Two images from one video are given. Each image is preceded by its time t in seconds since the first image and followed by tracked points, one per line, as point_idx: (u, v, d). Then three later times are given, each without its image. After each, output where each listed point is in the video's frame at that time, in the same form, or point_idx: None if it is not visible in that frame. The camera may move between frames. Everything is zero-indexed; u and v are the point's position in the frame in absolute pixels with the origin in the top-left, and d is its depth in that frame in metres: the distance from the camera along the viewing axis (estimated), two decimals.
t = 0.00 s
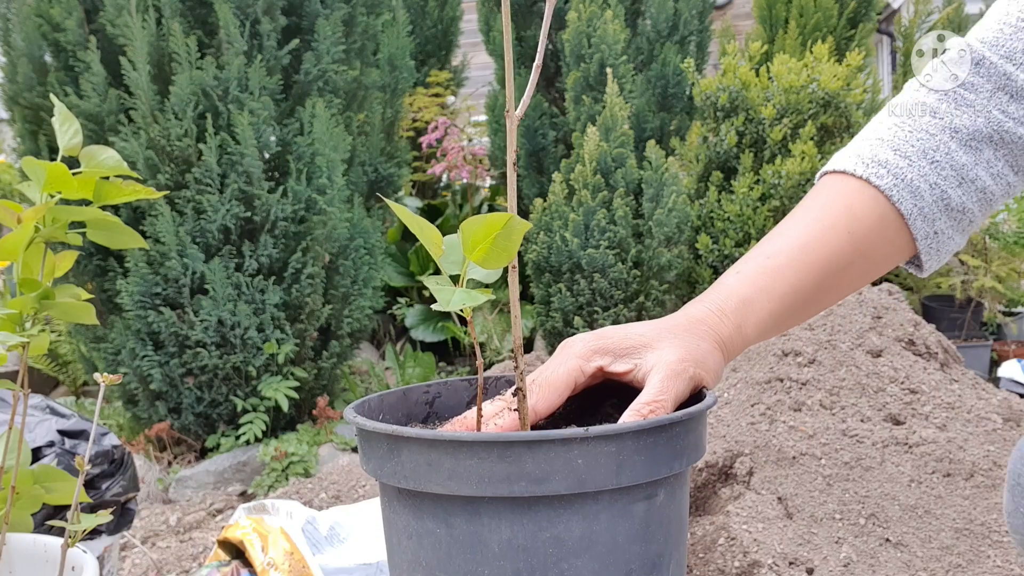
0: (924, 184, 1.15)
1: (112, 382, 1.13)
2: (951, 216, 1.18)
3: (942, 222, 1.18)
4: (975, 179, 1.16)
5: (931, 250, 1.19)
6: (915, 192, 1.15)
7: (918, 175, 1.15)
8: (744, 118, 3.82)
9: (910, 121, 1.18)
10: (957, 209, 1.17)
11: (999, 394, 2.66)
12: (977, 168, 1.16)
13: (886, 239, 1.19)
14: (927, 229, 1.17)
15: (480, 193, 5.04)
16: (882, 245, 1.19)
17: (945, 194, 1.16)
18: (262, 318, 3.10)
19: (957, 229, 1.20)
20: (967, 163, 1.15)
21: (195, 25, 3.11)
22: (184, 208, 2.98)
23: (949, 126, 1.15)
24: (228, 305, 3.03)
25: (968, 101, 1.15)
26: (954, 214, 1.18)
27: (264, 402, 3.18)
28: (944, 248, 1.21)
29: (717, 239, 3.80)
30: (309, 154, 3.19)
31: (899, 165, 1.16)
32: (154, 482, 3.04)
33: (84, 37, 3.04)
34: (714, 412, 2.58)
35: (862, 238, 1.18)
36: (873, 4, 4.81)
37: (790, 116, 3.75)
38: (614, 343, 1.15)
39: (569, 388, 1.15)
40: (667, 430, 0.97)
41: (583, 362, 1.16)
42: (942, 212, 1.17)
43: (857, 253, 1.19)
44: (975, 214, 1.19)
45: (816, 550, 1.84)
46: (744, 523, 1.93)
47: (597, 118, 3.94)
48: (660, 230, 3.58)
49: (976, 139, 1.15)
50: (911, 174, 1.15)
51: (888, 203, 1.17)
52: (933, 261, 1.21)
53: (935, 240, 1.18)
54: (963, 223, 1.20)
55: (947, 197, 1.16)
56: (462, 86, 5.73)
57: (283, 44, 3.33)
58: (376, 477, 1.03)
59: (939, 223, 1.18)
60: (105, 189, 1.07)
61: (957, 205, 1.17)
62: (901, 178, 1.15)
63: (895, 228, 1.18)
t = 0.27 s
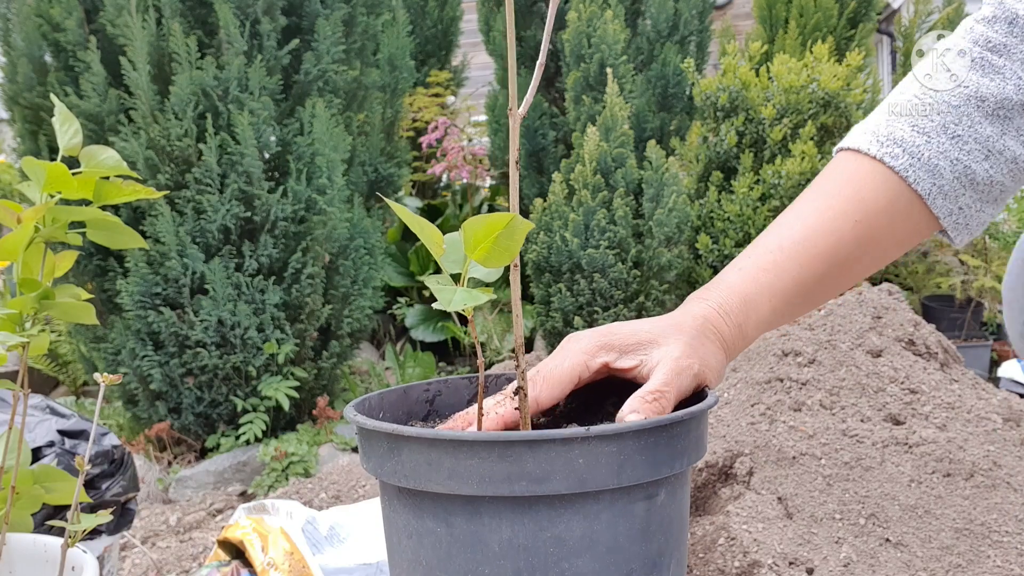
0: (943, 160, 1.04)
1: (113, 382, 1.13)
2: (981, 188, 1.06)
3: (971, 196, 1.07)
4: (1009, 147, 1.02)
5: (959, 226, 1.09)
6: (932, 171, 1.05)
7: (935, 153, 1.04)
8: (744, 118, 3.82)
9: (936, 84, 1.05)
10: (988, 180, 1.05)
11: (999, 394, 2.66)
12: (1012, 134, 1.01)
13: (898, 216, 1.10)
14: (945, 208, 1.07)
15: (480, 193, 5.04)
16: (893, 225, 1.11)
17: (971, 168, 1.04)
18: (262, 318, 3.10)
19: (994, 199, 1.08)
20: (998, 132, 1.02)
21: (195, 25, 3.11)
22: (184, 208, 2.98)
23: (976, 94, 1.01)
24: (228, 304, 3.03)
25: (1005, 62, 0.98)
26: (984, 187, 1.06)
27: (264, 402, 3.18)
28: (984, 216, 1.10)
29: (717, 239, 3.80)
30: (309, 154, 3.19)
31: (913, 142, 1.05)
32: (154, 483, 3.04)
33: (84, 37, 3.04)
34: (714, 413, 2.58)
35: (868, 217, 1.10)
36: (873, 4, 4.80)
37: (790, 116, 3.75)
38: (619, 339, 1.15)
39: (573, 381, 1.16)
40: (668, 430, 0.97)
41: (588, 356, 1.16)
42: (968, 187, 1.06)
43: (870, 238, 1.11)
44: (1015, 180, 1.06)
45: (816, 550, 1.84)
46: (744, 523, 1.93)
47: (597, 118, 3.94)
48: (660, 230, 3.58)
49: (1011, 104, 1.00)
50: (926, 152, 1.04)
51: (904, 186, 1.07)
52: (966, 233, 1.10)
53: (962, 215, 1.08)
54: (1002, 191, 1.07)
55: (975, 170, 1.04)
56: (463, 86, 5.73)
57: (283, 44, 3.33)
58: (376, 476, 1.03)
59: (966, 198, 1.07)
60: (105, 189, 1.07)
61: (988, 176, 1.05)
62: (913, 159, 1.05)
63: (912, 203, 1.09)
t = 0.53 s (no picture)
0: (984, 146, 0.89)
1: (113, 382, 1.13)
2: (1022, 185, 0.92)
3: (1010, 194, 0.92)
4: None
5: (994, 232, 0.94)
6: (968, 160, 0.90)
7: (975, 138, 0.90)
8: (744, 118, 3.82)
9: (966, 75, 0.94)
10: None
11: (999, 394, 2.67)
12: None
13: (907, 210, 0.95)
14: (982, 208, 0.92)
15: (480, 193, 5.04)
16: (900, 217, 0.95)
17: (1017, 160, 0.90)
18: (262, 318, 3.10)
19: None
20: None
21: (195, 25, 3.11)
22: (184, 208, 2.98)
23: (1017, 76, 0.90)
24: (228, 304, 3.03)
25: None
26: None
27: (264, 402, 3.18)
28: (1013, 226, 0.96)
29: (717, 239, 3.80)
30: (309, 154, 3.19)
31: (947, 127, 0.91)
32: (154, 482, 3.04)
33: (84, 37, 3.04)
34: (714, 413, 2.57)
35: (869, 209, 0.95)
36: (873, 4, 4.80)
37: (790, 116, 3.75)
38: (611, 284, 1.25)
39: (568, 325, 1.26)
40: (665, 428, 0.97)
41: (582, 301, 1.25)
42: (1010, 182, 0.91)
43: (870, 232, 0.97)
44: None
45: (816, 550, 1.84)
46: (744, 523, 1.93)
47: (597, 118, 3.94)
48: (660, 230, 3.58)
49: None
50: (961, 137, 0.90)
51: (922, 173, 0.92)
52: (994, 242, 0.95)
53: (998, 218, 0.93)
54: None
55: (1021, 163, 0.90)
56: (463, 86, 5.73)
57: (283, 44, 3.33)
58: (373, 476, 1.03)
59: (1005, 197, 0.92)
60: (105, 189, 1.07)
61: None
62: (947, 147, 0.91)
63: (926, 192, 0.93)
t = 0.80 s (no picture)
0: (943, 173, 0.96)
1: (113, 382, 1.13)
2: (989, 208, 0.96)
3: (976, 216, 0.97)
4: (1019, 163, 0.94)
5: (961, 251, 0.99)
6: (927, 186, 0.97)
7: (933, 165, 0.96)
8: (744, 118, 3.82)
9: (936, 110, 1.01)
10: (995, 199, 0.96)
11: (999, 394, 2.67)
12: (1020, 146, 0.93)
13: (872, 229, 1.02)
14: (947, 229, 0.98)
15: (480, 193, 5.04)
16: (867, 235, 1.03)
17: (977, 185, 0.95)
18: (261, 318, 3.10)
19: (1003, 223, 0.98)
20: (1007, 144, 0.93)
21: (195, 25, 3.11)
22: (184, 208, 2.98)
23: (979, 107, 0.95)
24: (228, 305, 3.03)
25: (1012, 73, 0.93)
26: (992, 206, 0.96)
27: (264, 402, 3.18)
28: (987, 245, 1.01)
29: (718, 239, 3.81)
30: (309, 154, 3.19)
31: (907, 156, 0.98)
32: (154, 482, 3.04)
33: (84, 37, 3.04)
34: (714, 412, 2.57)
35: (835, 225, 1.04)
36: (872, 4, 4.80)
37: (790, 116, 3.75)
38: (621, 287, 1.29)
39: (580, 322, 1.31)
40: (666, 426, 0.97)
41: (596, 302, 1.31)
42: (975, 206, 0.96)
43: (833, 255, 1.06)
44: None
45: (816, 550, 1.84)
46: (744, 523, 1.93)
47: (597, 118, 3.94)
48: (660, 230, 3.58)
49: (1019, 113, 0.92)
50: (920, 165, 0.97)
51: (887, 198, 1.00)
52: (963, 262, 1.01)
53: (964, 237, 0.98)
54: (1013, 215, 0.98)
55: (982, 188, 0.95)
56: (463, 86, 5.73)
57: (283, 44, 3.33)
58: (374, 474, 1.03)
59: (971, 219, 0.97)
60: (105, 189, 1.06)
61: (994, 194, 0.95)
62: (906, 174, 0.98)
63: (891, 221, 1.01)
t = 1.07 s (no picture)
0: (932, 179, 1.03)
1: (113, 382, 1.13)
2: (979, 211, 1.03)
3: (967, 219, 1.04)
4: (1006, 169, 1.01)
5: (953, 251, 1.07)
6: (918, 190, 1.04)
7: (924, 172, 1.04)
8: (744, 118, 3.82)
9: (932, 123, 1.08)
10: (984, 203, 1.03)
11: (998, 394, 2.67)
12: (1007, 154, 1.00)
13: (866, 231, 1.09)
14: (939, 231, 1.05)
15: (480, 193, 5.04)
16: (860, 236, 1.10)
17: (967, 190, 1.02)
18: (261, 318, 3.10)
19: (996, 226, 1.05)
20: (993, 153, 1.00)
21: (196, 26, 3.11)
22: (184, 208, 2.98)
23: (966, 119, 1.03)
24: (228, 305, 3.03)
25: (993, 88, 1.01)
26: (982, 210, 1.03)
27: (265, 402, 3.18)
28: (980, 247, 1.08)
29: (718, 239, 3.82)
30: (309, 154, 3.19)
31: (897, 163, 1.06)
32: (154, 482, 3.04)
33: (84, 37, 3.04)
34: (714, 412, 2.57)
35: (830, 225, 1.12)
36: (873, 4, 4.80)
37: (790, 116, 3.75)
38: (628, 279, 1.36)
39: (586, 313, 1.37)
40: (637, 419, 0.96)
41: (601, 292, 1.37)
42: (966, 210, 1.03)
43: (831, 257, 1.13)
44: (1016, 207, 1.03)
45: (815, 550, 1.85)
46: (744, 523, 1.93)
47: (597, 118, 3.95)
48: (660, 230, 3.58)
49: (1004, 124, 0.99)
50: (910, 172, 1.05)
51: (879, 200, 1.07)
52: (957, 261, 1.08)
53: (955, 239, 1.05)
54: (1004, 219, 1.04)
55: (971, 193, 1.02)
56: (463, 86, 5.73)
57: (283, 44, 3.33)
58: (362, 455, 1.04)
59: (963, 221, 1.04)
60: (105, 189, 1.06)
61: (983, 199, 1.02)
62: (897, 179, 1.06)
63: (887, 227, 1.08)
